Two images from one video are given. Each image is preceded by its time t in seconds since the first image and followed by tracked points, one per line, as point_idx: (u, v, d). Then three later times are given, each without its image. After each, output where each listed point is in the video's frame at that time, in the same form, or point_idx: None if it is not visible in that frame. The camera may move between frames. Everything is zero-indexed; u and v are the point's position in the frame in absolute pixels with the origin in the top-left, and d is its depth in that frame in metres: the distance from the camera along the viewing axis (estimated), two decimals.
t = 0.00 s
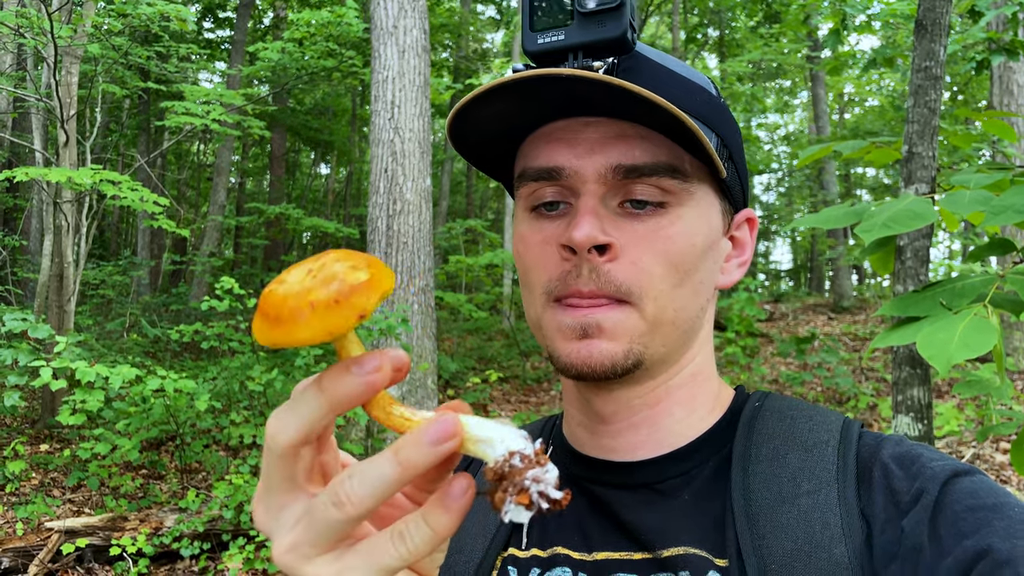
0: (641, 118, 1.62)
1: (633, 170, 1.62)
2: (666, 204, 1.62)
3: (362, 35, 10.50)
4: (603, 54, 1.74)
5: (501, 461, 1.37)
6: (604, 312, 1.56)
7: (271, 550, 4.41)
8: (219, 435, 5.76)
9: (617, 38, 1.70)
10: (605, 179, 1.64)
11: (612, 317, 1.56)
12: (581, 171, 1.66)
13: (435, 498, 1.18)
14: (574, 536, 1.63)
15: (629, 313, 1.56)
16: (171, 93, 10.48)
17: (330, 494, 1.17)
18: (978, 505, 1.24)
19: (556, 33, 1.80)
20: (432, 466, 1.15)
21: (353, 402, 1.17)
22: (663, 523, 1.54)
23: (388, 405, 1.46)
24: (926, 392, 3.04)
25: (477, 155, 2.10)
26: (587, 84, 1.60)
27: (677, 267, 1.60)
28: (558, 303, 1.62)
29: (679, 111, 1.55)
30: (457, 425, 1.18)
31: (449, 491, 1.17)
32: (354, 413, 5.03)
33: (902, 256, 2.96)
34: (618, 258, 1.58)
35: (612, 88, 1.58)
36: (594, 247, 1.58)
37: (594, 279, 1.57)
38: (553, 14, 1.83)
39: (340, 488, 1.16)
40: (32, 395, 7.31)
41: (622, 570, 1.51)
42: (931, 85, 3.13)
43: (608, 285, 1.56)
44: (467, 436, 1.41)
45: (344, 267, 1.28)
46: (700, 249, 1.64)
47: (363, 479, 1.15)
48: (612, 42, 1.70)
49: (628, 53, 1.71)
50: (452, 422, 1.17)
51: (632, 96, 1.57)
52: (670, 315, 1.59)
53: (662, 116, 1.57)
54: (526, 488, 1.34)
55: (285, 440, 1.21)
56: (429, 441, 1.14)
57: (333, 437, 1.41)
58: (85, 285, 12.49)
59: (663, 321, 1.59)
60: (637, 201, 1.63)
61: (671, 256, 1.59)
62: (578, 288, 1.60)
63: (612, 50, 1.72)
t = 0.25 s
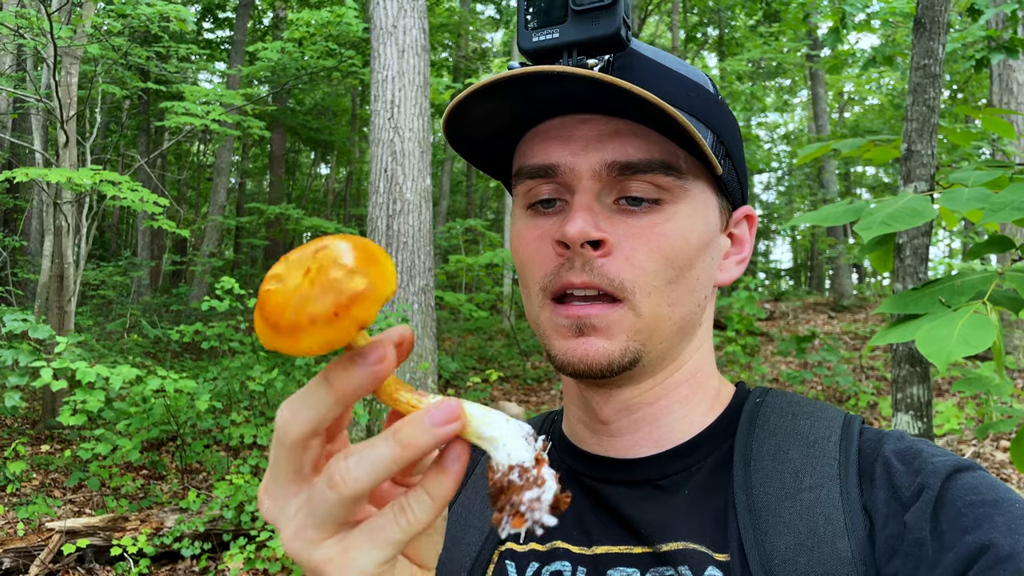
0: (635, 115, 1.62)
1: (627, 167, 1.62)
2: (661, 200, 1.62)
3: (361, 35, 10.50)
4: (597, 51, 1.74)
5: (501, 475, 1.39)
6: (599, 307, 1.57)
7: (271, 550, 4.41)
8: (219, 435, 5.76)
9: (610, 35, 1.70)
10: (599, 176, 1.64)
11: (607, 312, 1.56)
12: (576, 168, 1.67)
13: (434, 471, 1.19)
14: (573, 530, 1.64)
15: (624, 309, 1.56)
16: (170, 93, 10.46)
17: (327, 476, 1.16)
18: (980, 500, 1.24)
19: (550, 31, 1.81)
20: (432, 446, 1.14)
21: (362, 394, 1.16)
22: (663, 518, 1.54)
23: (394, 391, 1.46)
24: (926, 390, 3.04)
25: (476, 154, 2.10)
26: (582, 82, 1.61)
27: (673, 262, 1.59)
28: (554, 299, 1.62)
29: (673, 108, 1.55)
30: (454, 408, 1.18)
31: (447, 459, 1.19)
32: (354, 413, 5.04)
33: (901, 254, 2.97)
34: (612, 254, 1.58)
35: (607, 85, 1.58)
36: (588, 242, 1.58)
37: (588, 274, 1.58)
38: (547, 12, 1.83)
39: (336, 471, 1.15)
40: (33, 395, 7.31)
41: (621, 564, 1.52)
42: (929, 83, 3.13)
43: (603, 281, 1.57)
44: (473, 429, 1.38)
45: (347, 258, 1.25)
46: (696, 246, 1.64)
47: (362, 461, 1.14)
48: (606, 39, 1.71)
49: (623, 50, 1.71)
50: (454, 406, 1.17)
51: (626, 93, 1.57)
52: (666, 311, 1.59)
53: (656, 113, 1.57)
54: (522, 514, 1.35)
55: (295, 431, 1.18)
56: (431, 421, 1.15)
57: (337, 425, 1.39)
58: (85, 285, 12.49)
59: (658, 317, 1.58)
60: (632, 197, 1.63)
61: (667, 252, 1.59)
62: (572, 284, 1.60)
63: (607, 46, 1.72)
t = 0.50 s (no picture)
0: (635, 113, 1.62)
1: (627, 166, 1.62)
2: (660, 198, 1.62)
3: (361, 36, 10.50)
4: (595, 50, 1.74)
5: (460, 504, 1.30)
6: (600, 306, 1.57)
7: (272, 551, 4.41)
8: (220, 436, 5.76)
9: (607, 34, 1.70)
10: (600, 175, 1.64)
11: (608, 311, 1.56)
12: (576, 167, 1.67)
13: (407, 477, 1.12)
14: (573, 528, 1.64)
15: (626, 308, 1.57)
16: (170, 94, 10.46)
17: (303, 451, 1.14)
18: (984, 499, 1.25)
19: (547, 31, 1.81)
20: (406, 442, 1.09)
21: (371, 388, 1.08)
22: (665, 516, 1.54)
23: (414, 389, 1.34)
24: (925, 389, 3.04)
25: (475, 154, 2.10)
26: (581, 81, 1.61)
27: (673, 261, 1.59)
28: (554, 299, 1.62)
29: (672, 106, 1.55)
30: (436, 405, 1.13)
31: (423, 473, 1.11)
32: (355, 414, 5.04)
33: (900, 253, 2.96)
34: (612, 253, 1.58)
35: (606, 84, 1.58)
36: (588, 242, 1.58)
37: (589, 273, 1.58)
38: (544, 12, 1.84)
39: (311, 448, 1.12)
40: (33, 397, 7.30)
41: (622, 562, 1.53)
42: (928, 81, 3.13)
43: (604, 281, 1.57)
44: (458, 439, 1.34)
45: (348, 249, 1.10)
46: (696, 244, 1.64)
47: (335, 443, 1.10)
48: (603, 38, 1.71)
49: (620, 48, 1.71)
50: (436, 401, 1.13)
51: (625, 92, 1.57)
52: (667, 310, 1.59)
53: (655, 112, 1.57)
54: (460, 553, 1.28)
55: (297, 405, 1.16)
56: (411, 415, 1.10)
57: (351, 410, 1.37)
58: (85, 287, 12.48)
59: (659, 316, 1.58)
60: (632, 196, 1.63)
61: (667, 250, 1.59)
62: (573, 283, 1.60)
63: (604, 46, 1.72)
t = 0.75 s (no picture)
0: (635, 111, 1.62)
1: (628, 164, 1.62)
2: (661, 197, 1.62)
3: (360, 37, 10.50)
4: (596, 48, 1.75)
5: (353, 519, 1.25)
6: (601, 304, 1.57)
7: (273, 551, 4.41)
8: (220, 437, 5.77)
9: (608, 32, 1.70)
10: (600, 173, 1.64)
11: (609, 309, 1.57)
12: (576, 165, 1.67)
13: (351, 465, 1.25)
14: (574, 525, 1.63)
15: (626, 306, 1.57)
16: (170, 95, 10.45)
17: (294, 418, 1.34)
18: (985, 496, 1.24)
19: (548, 29, 1.81)
20: (367, 430, 1.23)
21: (380, 378, 1.27)
22: (665, 513, 1.53)
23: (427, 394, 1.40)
24: (924, 387, 3.04)
25: (475, 152, 2.10)
26: (581, 80, 1.61)
27: (674, 259, 1.60)
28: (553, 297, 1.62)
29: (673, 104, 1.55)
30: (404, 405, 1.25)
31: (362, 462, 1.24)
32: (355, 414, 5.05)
33: (899, 251, 2.95)
34: (613, 251, 1.58)
35: (605, 82, 1.58)
36: (589, 240, 1.59)
37: (589, 271, 1.58)
38: (546, 9, 1.84)
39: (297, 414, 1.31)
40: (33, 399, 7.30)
41: (623, 560, 1.51)
42: (926, 80, 3.13)
43: (604, 280, 1.57)
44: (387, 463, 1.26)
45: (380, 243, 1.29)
46: (697, 242, 1.64)
47: (314, 416, 1.28)
48: (604, 36, 1.71)
49: (622, 46, 1.71)
50: (406, 403, 1.25)
51: (626, 90, 1.57)
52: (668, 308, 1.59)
53: (656, 110, 1.57)
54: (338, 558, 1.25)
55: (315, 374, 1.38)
56: (379, 409, 1.24)
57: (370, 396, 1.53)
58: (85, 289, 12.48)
59: (660, 314, 1.59)
60: (633, 194, 1.63)
61: (668, 249, 1.59)
62: (573, 281, 1.60)
63: (605, 43, 1.72)
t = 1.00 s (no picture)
0: (639, 108, 1.62)
1: (631, 161, 1.63)
2: (665, 193, 1.62)
3: (359, 38, 10.50)
4: (600, 44, 1.75)
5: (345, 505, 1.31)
6: (604, 300, 1.57)
7: (274, 551, 4.41)
8: (221, 438, 5.78)
9: (612, 29, 1.70)
10: (603, 170, 1.65)
11: (612, 305, 1.57)
12: (579, 162, 1.67)
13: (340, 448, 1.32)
14: (576, 521, 1.64)
15: (630, 302, 1.57)
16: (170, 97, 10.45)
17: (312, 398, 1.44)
18: (986, 491, 1.25)
19: (551, 25, 1.81)
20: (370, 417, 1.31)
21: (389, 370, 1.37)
22: (667, 509, 1.54)
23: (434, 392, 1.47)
24: (924, 385, 3.05)
25: (477, 149, 2.10)
26: (584, 77, 1.61)
27: (677, 255, 1.60)
28: (556, 293, 1.63)
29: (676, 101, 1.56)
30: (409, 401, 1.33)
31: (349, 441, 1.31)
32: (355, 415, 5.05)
33: (898, 250, 2.95)
34: (616, 248, 1.59)
35: (608, 79, 1.58)
36: (592, 237, 1.59)
37: (592, 267, 1.58)
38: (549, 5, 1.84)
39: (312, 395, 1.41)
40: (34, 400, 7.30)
41: (625, 556, 1.52)
42: (924, 79, 3.14)
43: (607, 275, 1.57)
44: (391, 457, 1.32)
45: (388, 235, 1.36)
46: (699, 239, 1.64)
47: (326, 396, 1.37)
48: (608, 33, 1.71)
49: (625, 43, 1.72)
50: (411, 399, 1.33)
51: (629, 87, 1.57)
52: (671, 304, 1.60)
53: (659, 106, 1.57)
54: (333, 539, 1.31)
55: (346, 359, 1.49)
56: (387, 399, 1.33)
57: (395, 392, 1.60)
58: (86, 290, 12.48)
59: (663, 310, 1.59)
60: (636, 190, 1.64)
61: (671, 245, 1.60)
62: (576, 277, 1.60)
63: (609, 40, 1.72)
